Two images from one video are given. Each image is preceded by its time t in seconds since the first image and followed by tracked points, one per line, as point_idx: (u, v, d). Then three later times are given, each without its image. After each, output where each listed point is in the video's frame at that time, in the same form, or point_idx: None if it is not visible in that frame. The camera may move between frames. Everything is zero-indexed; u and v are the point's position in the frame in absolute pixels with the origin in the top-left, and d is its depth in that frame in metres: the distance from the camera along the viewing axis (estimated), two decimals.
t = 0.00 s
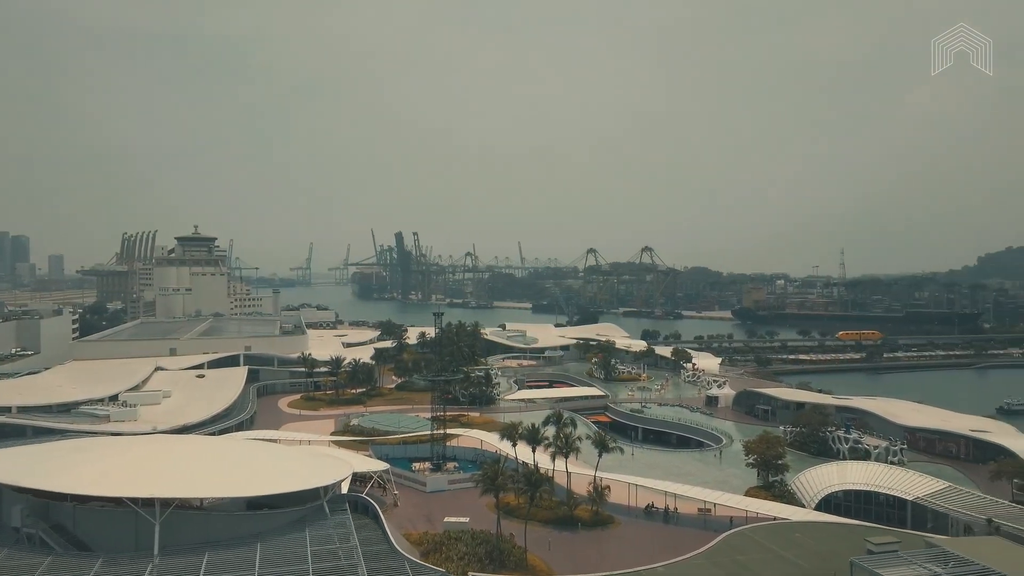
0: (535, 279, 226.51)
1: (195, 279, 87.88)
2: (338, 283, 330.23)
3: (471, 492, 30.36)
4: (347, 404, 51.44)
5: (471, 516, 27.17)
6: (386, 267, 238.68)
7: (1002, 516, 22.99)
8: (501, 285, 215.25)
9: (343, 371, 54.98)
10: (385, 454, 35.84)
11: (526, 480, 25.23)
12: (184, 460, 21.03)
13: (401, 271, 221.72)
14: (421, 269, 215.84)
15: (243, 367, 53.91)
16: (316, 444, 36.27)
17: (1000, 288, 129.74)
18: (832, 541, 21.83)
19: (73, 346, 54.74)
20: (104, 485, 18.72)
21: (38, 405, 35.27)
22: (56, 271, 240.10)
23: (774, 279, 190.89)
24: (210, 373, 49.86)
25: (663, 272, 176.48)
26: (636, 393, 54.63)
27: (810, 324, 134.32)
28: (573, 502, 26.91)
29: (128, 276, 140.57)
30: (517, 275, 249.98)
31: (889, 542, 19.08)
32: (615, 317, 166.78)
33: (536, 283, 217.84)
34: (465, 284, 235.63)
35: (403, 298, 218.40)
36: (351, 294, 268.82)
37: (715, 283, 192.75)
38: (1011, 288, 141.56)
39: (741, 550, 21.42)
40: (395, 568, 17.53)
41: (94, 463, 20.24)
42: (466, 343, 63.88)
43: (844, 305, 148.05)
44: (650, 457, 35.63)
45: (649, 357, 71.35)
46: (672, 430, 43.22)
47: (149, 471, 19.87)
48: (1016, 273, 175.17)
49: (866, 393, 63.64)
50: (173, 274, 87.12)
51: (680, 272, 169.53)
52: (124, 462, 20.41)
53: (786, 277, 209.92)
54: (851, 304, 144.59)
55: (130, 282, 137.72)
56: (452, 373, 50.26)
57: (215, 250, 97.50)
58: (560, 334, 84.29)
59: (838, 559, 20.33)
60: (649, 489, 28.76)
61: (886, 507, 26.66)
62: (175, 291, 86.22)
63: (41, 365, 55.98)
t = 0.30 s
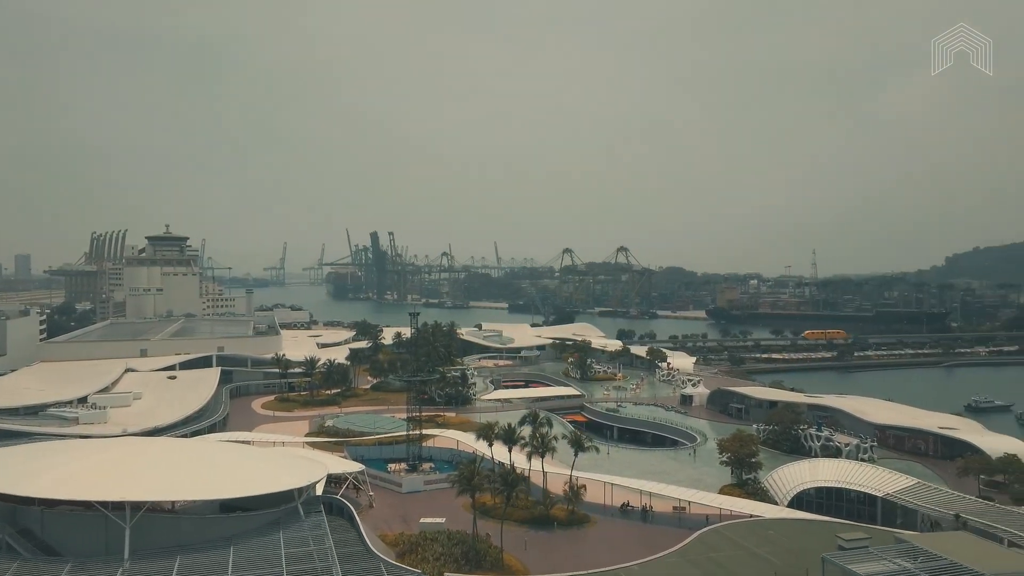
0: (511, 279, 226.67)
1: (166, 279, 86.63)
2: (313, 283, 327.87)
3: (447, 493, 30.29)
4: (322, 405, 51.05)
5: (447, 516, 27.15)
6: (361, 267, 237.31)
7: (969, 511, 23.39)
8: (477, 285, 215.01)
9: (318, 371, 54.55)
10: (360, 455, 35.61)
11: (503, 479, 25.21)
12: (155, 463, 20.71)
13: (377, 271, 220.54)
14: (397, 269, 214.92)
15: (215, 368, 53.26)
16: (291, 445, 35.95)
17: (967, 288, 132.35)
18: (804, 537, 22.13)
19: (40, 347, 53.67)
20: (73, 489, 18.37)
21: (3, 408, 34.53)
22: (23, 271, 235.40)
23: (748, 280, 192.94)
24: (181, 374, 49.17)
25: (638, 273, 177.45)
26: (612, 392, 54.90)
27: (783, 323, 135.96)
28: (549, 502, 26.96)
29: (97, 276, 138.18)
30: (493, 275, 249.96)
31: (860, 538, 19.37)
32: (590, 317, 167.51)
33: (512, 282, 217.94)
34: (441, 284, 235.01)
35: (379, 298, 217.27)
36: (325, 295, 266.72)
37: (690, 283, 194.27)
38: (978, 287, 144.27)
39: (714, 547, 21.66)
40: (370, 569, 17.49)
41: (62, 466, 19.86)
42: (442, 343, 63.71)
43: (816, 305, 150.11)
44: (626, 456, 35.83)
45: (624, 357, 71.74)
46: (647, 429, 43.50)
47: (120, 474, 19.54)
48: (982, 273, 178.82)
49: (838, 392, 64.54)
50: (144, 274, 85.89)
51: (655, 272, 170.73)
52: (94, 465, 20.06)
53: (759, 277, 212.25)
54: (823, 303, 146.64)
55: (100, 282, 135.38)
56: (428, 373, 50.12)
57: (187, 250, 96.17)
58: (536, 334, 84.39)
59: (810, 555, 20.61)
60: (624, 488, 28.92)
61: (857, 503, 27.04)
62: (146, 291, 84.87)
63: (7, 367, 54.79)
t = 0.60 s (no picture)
0: (487, 279, 226.61)
1: (137, 279, 85.32)
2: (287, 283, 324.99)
3: (423, 493, 30.17)
4: (296, 406, 50.59)
5: (423, 517, 27.05)
6: (336, 267, 235.72)
7: (936, 507, 23.80)
8: (453, 285, 214.64)
9: (292, 372, 54.06)
10: (335, 457, 35.33)
11: (479, 480, 25.15)
12: (126, 466, 20.38)
13: (352, 272, 219.19)
14: (372, 270, 213.80)
15: (187, 369, 52.61)
16: (264, 447, 35.59)
17: (935, 288, 134.85)
18: (777, 534, 22.39)
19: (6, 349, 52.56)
20: (40, 493, 18.01)
21: None
22: None
23: (721, 280, 194.77)
24: (153, 376, 48.43)
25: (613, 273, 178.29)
26: (588, 392, 55.09)
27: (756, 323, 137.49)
28: (525, 502, 26.97)
29: (65, 276, 135.74)
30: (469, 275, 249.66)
31: (831, 534, 19.60)
32: (566, 316, 168.06)
33: (488, 282, 217.89)
34: (417, 284, 234.25)
35: (354, 298, 215.98)
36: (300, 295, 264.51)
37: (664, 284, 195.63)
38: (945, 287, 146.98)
39: (689, 545, 21.81)
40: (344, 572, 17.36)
41: (29, 470, 19.46)
42: (417, 343, 63.48)
43: (788, 304, 152.03)
44: (601, 456, 35.97)
45: (600, 357, 72.00)
46: (623, 428, 43.71)
47: (89, 477, 19.20)
48: (949, 273, 182.23)
49: (810, 391, 65.36)
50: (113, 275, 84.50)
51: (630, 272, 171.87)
52: (62, 469, 19.69)
53: (732, 277, 214.36)
54: (795, 303, 148.60)
55: (68, 282, 132.96)
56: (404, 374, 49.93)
57: (157, 250, 94.76)
58: (512, 334, 84.39)
59: (782, 552, 20.85)
60: (600, 488, 29.02)
61: (828, 500, 27.40)
62: (115, 292, 83.43)
63: None
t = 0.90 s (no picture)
0: (463, 279, 226.37)
1: (106, 279, 83.91)
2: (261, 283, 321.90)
3: (398, 494, 30.03)
4: (269, 407, 50.09)
5: (398, 519, 26.94)
6: (311, 267, 233.97)
7: (905, 503, 24.24)
8: (428, 285, 214.10)
9: (265, 373, 53.52)
10: (309, 458, 35.03)
11: (455, 479, 25.08)
12: (94, 468, 20.03)
13: (326, 272, 217.63)
14: (347, 270, 212.57)
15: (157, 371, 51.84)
16: (237, 449, 35.19)
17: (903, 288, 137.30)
18: (750, 531, 22.61)
19: None
20: (6, 497, 17.63)
21: None
22: None
23: (695, 280, 196.51)
24: (123, 377, 47.67)
25: (589, 273, 179.01)
26: (564, 391, 55.27)
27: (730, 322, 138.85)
28: (501, 502, 26.97)
29: (32, 276, 133.09)
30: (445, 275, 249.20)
31: (803, 531, 19.84)
32: (542, 316, 168.42)
33: (464, 282, 217.60)
34: (392, 284, 233.26)
35: (329, 298, 214.53)
36: (273, 296, 261.93)
37: (639, 283, 196.88)
38: (913, 287, 149.75)
39: (664, 543, 21.96)
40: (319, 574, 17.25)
41: None
42: (393, 343, 63.22)
43: (761, 304, 153.81)
44: (577, 455, 36.09)
45: (575, 356, 72.28)
46: (598, 428, 43.91)
47: (56, 480, 18.84)
48: (917, 273, 185.69)
49: (782, 389, 66.21)
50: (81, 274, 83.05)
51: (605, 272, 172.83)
52: (28, 472, 19.30)
53: (706, 277, 216.29)
54: (768, 302, 150.45)
55: (35, 283, 130.38)
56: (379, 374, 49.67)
57: (127, 249, 93.22)
58: (488, 334, 84.43)
59: (756, 549, 21.06)
60: (575, 487, 29.11)
61: (800, 497, 27.79)
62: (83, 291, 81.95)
63: None
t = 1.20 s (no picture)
0: (439, 279, 225.75)
1: (75, 279, 82.38)
2: (234, 283, 318.30)
3: (373, 495, 29.87)
4: (242, 408, 49.54)
5: (373, 520, 26.78)
6: (285, 267, 231.82)
7: (876, 500, 24.63)
8: (404, 285, 213.15)
9: (238, 374, 52.91)
10: (282, 460, 34.70)
11: (430, 480, 24.99)
12: (62, 472, 19.65)
13: (300, 271, 215.64)
14: (321, 270, 210.87)
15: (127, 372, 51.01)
16: (209, 452, 34.73)
17: (873, 288, 139.53)
18: (724, 529, 22.82)
19: None
20: None
21: None
22: None
23: (670, 280, 197.90)
24: (92, 379, 46.81)
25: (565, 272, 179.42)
26: (540, 391, 55.36)
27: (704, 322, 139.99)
28: (477, 502, 26.92)
29: None
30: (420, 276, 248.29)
31: (776, 528, 20.08)
32: (518, 316, 168.43)
33: (440, 282, 216.98)
34: (367, 284, 231.87)
35: (302, 298, 212.64)
36: (246, 296, 259.08)
37: (614, 284, 197.85)
38: (883, 287, 152.16)
39: (639, 541, 22.10)
40: None
41: None
42: (368, 344, 62.87)
43: (735, 303, 155.34)
44: (553, 454, 36.16)
45: (551, 356, 72.40)
46: (573, 427, 44.04)
47: (23, 484, 18.45)
48: (887, 273, 188.59)
49: (756, 388, 66.86)
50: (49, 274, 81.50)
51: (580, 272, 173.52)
52: None
53: (680, 277, 217.86)
54: (741, 302, 152.05)
55: None
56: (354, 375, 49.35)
57: (96, 249, 91.61)
58: (464, 334, 84.33)
59: (730, 546, 21.29)
60: (551, 486, 29.16)
61: (773, 495, 28.13)
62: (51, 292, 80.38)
63: None
